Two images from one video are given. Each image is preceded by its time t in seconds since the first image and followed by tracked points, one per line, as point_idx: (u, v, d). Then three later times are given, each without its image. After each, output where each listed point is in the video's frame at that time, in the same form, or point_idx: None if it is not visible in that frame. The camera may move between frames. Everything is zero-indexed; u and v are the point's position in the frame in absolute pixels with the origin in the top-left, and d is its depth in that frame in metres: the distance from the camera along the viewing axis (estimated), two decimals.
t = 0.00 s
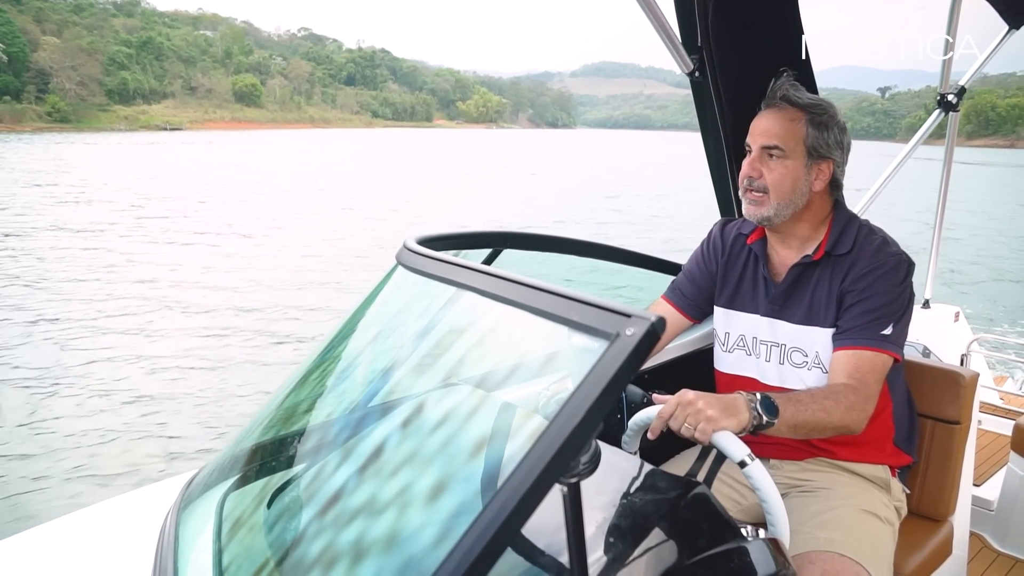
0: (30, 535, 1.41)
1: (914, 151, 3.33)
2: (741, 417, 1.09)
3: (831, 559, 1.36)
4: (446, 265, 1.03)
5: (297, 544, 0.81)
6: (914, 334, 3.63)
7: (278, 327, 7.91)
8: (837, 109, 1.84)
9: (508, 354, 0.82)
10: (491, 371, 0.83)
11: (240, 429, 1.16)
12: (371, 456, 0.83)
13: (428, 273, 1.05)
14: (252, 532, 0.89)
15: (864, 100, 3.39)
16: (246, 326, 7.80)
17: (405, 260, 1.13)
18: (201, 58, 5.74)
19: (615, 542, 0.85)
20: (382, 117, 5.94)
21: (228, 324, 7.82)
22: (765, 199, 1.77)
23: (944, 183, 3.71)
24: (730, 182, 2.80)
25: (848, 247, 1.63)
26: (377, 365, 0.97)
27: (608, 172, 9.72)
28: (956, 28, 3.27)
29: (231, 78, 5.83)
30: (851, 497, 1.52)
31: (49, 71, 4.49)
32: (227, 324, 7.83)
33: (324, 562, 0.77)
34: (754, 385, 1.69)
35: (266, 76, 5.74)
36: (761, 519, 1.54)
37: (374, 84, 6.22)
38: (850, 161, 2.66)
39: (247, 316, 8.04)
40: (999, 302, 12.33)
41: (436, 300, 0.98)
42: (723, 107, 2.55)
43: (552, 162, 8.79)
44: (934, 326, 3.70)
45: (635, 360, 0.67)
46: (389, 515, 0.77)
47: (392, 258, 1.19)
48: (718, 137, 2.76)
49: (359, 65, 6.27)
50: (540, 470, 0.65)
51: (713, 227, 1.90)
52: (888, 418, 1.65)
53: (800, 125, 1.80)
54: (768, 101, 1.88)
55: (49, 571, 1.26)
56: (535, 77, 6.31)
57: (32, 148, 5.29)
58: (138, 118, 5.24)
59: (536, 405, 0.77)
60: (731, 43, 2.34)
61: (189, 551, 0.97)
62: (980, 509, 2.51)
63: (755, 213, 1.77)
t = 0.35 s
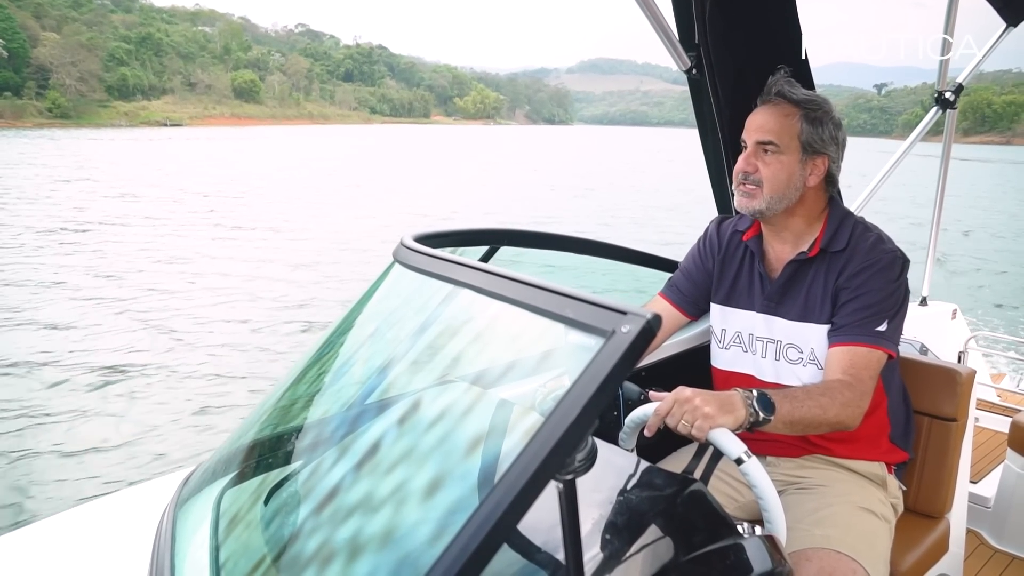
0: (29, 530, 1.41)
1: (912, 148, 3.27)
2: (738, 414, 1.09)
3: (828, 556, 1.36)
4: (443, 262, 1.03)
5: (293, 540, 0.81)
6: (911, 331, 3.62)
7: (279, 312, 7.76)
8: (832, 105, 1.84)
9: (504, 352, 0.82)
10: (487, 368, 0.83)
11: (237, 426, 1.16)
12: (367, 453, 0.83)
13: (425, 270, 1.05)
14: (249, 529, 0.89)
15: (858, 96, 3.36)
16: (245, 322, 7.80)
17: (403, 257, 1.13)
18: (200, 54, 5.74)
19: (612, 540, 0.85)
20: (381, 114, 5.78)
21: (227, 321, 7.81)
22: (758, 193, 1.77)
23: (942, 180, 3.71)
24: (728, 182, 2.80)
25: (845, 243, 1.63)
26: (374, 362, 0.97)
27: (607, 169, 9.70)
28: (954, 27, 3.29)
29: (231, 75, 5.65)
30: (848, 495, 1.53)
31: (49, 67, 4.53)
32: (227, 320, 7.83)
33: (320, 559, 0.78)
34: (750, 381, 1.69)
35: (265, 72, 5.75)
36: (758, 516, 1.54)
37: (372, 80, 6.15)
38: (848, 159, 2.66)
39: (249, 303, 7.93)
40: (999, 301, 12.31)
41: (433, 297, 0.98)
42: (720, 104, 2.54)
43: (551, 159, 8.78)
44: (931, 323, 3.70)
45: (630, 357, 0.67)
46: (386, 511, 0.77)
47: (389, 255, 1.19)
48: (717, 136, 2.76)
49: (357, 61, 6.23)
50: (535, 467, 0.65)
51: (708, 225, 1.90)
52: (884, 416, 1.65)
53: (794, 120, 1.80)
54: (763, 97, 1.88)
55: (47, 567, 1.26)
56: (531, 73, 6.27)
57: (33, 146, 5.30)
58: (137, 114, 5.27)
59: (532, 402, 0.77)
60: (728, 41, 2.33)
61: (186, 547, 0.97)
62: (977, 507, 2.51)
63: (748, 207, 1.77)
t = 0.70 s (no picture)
0: (29, 532, 1.41)
1: (911, 148, 3.25)
2: (739, 415, 1.09)
3: (828, 557, 1.36)
4: (443, 262, 1.03)
5: (293, 542, 0.81)
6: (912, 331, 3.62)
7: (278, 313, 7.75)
8: (830, 104, 1.83)
9: (504, 353, 0.82)
10: (487, 370, 0.83)
11: (237, 427, 1.16)
12: (368, 454, 0.83)
13: (425, 271, 1.04)
14: (249, 531, 0.89)
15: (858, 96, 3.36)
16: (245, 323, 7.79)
17: (403, 258, 1.13)
18: (200, 54, 5.73)
19: (612, 541, 0.84)
20: (380, 113, 5.84)
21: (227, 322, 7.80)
22: (756, 194, 1.77)
23: (942, 180, 3.71)
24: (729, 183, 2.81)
25: (844, 243, 1.63)
26: (374, 363, 0.97)
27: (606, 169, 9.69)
28: (954, 27, 3.29)
29: (232, 73, 5.73)
30: (848, 495, 1.53)
31: (51, 67, 4.53)
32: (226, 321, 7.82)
33: (320, 561, 0.77)
34: (750, 382, 1.69)
35: (266, 72, 5.81)
36: (758, 517, 1.54)
37: (371, 79, 6.15)
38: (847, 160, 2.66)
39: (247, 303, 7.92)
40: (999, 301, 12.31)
41: (434, 298, 0.98)
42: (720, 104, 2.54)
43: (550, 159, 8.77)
44: (931, 323, 3.70)
45: (631, 358, 0.67)
46: (386, 513, 0.76)
47: (389, 256, 1.19)
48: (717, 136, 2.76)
49: (356, 60, 6.21)
50: (535, 469, 0.65)
51: (707, 225, 1.91)
52: (885, 416, 1.65)
53: (792, 120, 1.80)
54: (761, 98, 1.88)
55: (48, 568, 1.26)
56: (530, 73, 6.24)
57: (34, 146, 5.31)
58: (139, 113, 5.28)
59: (532, 404, 0.77)
60: (728, 40, 2.33)
61: (186, 549, 0.97)
62: (978, 507, 2.51)
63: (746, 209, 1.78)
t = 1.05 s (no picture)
0: (31, 532, 1.41)
1: (915, 147, 3.28)
2: (740, 416, 1.09)
3: (830, 558, 1.36)
4: (445, 263, 1.03)
5: (296, 543, 0.81)
6: (913, 332, 3.63)
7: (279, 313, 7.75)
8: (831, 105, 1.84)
9: (506, 355, 0.82)
10: (490, 370, 0.83)
11: (239, 428, 1.16)
12: (370, 455, 0.83)
13: (427, 272, 1.04)
14: (251, 531, 0.89)
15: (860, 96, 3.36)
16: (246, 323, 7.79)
17: (405, 259, 1.13)
18: (204, 54, 5.61)
19: (615, 541, 0.84)
20: (381, 114, 5.91)
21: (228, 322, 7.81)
22: (760, 196, 1.77)
23: (943, 181, 3.71)
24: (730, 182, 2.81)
25: (845, 244, 1.63)
26: (376, 364, 0.97)
27: (606, 169, 9.69)
28: (955, 28, 3.28)
29: (235, 74, 5.68)
30: (850, 495, 1.52)
31: (55, 68, 4.58)
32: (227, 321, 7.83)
33: (322, 562, 0.77)
34: (751, 383, 1.69)
35: (267, 72, 5.70)
36: (760, 517, 1.54)
37: (371, 80, 6.19)
38: (847, 160, 2.67)
39: (249, 300, 7.89)
40: (1000, 301, 12.31)
41: (436, 298, 0.98)
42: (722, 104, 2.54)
43: (551, 160, 8.78)
44: (932, 323, 3.70)
45: (634, 358, 0.67)
46: (389, 514, 0.76)
47: (391, 256, 1.19)
48: (718, 135, 2.77)
49: (357, 61, 6.27)
50: (538, 470, 0.65)
51: (710, 227, 1.91)
52: (886, 417, 1.65)
53: (796, 121, 1.80)
54: (763, 98, 1.87)
55: (50, 569, 1.26)
56: (529, 73, 6.26)
57: (38, 147, 5.34)
58: (143, 114, 5.31)
59: (535, 404, 0.76)
60: (728, 42, 2.33)
61: (187, 550, 0.97)
62: (979, 507, 2.52)
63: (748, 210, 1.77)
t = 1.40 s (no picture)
0: (30, 532, 1.41)
1: (914, 144, 3.28)
2: (740, 413, 1.08)
3: (830, 556, 1.36)
4: (444, 261, 1.03)
5: (294, 542, 0.81)
6: (913, 329, 3.62)
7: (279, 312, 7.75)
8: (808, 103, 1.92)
9: (504, 353, 0.82)
10: (488, 369, 0.83)
11: (238, 427, 1.16)
12: (368, 454, 0.83)
13: (426, 270, 1.04)
14: (249, 530, 0.89)
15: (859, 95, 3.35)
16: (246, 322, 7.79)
17: (404, 258, 1.12)
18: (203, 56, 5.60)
19: (614, 539, 0.84)
20: (381, 113, 6.01)
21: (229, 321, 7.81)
22: (797, 192, 1.73)
23: (944, 179, 3.71)
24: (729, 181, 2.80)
25: (845, 241, 1.62)
26: (375, 362, 0.97)
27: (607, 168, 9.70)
28: (955, 27, 3.29)
29: (235, 74, 5.71)
30: (850, 493, 1.52)
31: (57, 69, 4.57)
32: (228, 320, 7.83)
33: (320, 560, 0.77)
34: (751, 382, 1.69)
35: (268, 73, 5.78)
36: (760, 516, 1.54)
37: (371, 80, 6.23)
38: (846, 158, 2.67)
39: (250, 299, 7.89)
40: (1000, 300, 12.32)
41: (435, 297, 0.98)
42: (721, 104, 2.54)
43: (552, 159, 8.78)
44: (933, 321, 3.70)
45: (632, 356, 0.67)
46: (387, 512, 0.76)
47: (390, 254, 1.19)
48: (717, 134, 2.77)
49: (357, 61, 6.22)
50: (536, 467, 0.65)
51: (709, 229, 1.90)
52: (886, 415, 1.64)
53: (797, 116, 1.82)
54: (751, 103, 1.87)
55: (49, 568, 1.26)
56: (528, 72, 6.26)
57: (39, 148, 5.33)
58: (145, 115, 5.30)
59: (533, 403, 0.76)
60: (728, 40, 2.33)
61: (186, 549, 0.97)
62: (979, 505, 2.51)
63: (793, 209, 1.71)
